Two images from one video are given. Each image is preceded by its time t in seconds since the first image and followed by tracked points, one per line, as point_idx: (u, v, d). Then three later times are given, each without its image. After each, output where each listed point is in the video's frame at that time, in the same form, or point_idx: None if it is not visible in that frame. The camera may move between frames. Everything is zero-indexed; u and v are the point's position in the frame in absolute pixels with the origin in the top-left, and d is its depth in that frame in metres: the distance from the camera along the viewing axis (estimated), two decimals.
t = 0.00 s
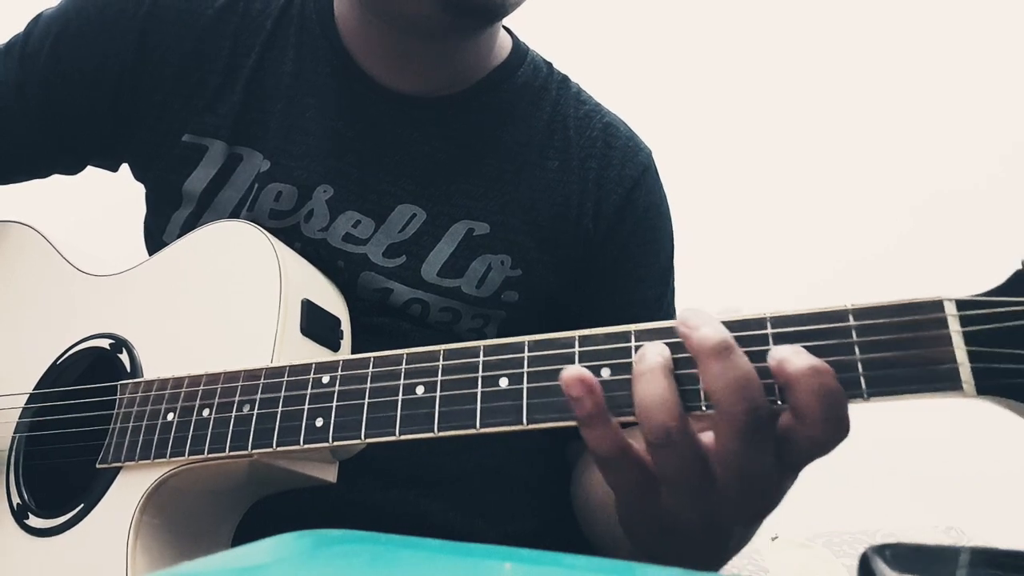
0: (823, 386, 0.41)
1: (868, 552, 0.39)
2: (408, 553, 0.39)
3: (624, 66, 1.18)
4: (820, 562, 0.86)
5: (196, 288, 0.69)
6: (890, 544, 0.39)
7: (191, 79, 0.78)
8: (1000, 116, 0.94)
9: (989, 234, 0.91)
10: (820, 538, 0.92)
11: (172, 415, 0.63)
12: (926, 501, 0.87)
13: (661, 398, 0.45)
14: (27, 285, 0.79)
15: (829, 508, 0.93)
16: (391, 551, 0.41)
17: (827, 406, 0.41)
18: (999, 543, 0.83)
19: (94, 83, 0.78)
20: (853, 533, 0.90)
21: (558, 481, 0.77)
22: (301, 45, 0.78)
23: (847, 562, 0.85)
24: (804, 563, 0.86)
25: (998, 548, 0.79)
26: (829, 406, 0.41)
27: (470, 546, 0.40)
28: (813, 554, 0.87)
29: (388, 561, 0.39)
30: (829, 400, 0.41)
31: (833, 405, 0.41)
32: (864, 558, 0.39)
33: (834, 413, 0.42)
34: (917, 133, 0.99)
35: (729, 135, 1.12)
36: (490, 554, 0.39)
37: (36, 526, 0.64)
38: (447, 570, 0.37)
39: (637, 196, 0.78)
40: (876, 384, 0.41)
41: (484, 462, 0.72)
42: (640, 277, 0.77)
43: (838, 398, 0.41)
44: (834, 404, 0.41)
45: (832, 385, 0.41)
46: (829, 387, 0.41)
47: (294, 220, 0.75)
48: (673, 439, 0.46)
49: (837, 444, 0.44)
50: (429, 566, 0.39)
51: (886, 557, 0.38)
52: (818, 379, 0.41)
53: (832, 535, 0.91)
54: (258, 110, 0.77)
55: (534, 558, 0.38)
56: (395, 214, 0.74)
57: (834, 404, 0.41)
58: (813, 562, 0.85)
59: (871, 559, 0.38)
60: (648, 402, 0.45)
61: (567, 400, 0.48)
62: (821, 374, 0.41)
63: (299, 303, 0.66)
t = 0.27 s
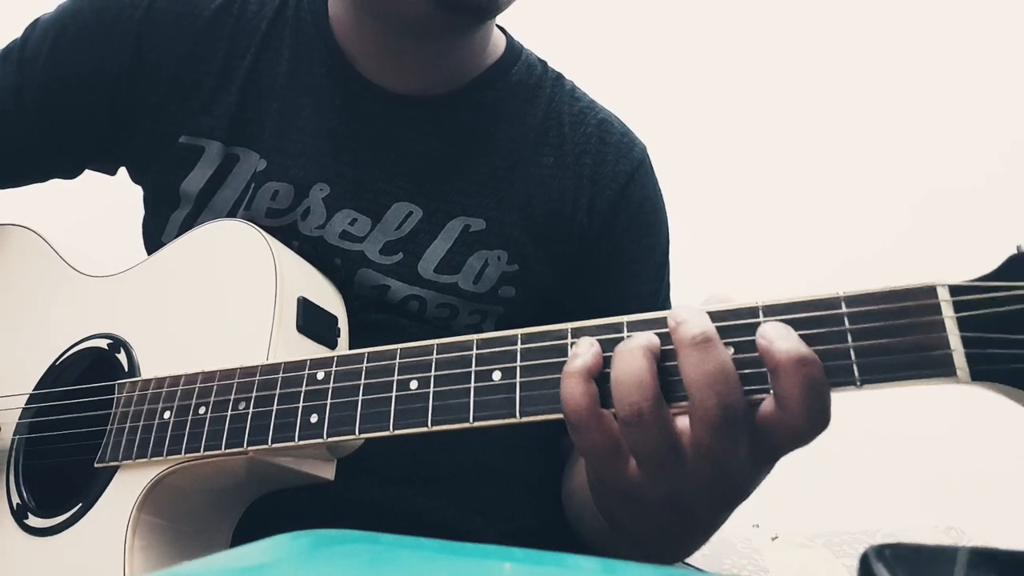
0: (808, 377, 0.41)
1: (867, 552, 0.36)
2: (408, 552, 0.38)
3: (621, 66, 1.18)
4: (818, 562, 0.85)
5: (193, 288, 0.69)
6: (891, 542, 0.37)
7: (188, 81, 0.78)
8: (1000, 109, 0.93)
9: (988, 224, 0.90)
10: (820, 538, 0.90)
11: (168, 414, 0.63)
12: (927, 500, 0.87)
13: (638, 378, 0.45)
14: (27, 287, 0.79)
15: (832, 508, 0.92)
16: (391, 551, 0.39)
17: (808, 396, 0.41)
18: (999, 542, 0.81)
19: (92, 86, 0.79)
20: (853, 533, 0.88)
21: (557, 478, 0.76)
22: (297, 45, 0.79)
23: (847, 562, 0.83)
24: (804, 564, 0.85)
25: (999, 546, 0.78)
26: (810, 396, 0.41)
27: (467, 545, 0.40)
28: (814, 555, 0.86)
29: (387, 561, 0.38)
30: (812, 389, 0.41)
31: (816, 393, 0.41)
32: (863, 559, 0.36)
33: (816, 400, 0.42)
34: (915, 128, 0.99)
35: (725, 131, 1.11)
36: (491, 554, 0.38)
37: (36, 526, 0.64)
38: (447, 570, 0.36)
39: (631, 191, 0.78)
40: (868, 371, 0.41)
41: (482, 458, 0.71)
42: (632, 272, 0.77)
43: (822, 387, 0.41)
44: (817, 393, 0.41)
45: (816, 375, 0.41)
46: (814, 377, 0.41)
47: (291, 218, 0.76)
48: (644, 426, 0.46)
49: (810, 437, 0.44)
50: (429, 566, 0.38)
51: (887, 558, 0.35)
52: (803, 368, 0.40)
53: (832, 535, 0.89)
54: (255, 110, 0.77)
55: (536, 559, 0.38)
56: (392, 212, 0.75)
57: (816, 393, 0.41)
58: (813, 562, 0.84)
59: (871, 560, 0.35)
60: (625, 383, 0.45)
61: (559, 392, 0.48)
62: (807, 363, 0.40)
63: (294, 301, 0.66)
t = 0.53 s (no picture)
0: (807, 368, 0.41)
1: (866, 551, 0.37)
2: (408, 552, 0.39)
3: (618, 65, 1.18)
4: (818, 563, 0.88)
5: (186, 287, 0.69)
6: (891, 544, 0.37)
7: (184, 80, 0.78)
8: (999, 102, 0.93)
9: (982, 218, 0.90)
10: (820, 537, 0.91)
11: (162, 413, 0.63)
12: (925, 499, 0.87)
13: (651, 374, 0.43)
14: (22, 289, 0.79)
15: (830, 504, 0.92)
16: (388, 552, 0.40)
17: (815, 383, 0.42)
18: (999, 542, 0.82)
19: (86, 86, 0.79)
20: (853, 532, 0.89)
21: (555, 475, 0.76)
22: (292, 44, 0.79)
23: (847, 562, 0.86)
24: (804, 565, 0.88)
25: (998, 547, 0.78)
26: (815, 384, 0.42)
27: (467, 544, 0.41)
28: (814, 555, 0.89)
29: (385, 561, 0.39)
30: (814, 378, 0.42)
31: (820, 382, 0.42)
32: (863, 559, 0.36)
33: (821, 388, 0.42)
34: (911, 121, 0.98)
35: (719, 125, 1.11)
36: (489, 555, 0.39)
37: (32, 527, 0.64)
38: (447, 569, 0.37)
39: (627, 186, 0.78)
40: (856, 357, 0.41)
41: (478, 455, 0.71)
42: (628, 267, 0.77)
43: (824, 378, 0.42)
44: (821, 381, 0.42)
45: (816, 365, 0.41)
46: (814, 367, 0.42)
47: (284, 216, 0.76)
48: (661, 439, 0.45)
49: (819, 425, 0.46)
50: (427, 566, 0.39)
51: (887, 558, 0.36)
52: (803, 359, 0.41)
53: (832, 534, 0.90)
54: (250, 108, 0.77)
55: (535, 559, 0.39)
56: (387, 209, 0.74)
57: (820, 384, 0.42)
58: (813, 563, 0.87)
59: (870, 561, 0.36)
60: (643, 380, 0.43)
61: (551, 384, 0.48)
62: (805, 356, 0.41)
63: (287, 299, 0.66)
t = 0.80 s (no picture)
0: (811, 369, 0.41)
1: (866, 551, 0.37)
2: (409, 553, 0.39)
3: (613, 63, 1.17)
4: (818, 563, 0.88)
5: (187, 288, 0.69)
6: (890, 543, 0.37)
7: (182, 80, 0.78)
8: (999, 102, 0.93)
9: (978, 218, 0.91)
10: (820, 537, 0.92)
11: (164, 414, 0.63)
12: (924, 498, 0.88)
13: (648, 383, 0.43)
14: (21, 289, 0.79)
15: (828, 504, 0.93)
16: (389, 551, 0.40)
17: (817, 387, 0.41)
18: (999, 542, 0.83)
19: (85, 86, 0.78)
20: (853, 532, 0.90)
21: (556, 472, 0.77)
22: (290, 44, 0.78)
23: (846, 562, 0.87)
24: (804, 564, 0.89)
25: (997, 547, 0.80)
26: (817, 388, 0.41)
27: (468, 545, 0.41)
28: (814, 555, 0.90)
29: (387, 561, 0.39)
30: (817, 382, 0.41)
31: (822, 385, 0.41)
32: (863, 559, 0.37)
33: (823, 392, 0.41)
34: (909, 127, 0.98)
35: (717, 127, 1.11)
36: (490, 555, 0.39)
37: (33, 528, 0.64)
38: (448, 570, 0.37)
39: (628, 182, 0.78)
40: (858, 359, 0.41)
41: (480, 453, 0.72)
42: (632, 265, 0.78)
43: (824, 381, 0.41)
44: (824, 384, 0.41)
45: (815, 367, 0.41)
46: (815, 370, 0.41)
47: (285, 215, 0.76)
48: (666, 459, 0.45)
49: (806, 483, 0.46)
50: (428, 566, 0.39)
51: (887, 558, 0.36)
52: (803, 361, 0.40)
53: (832, 534, 0.91)
54: (249, 107, 0.77)
55: (535, 559, 0.39)
56: (389, 206, 0.75)
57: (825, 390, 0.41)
58: (813, 563, 0.88)
59: (870, 561, 0.36)
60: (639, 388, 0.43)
61: (555, 385, 0.48)
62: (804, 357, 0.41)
63: (288, 299, 0.66)
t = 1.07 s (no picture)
0: (811, 373, 0.41)
1: (866, 551, 0.37)
2: (410, 552, 0.39)
3: (605, 60, 1.17)
4: (818, 562, 0.89)
5: (189, 288, 0.69)
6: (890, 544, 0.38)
7: (184, 81, 0.78)
8: (997, 107, 0.94)
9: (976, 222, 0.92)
10: (820, 537, 0.92)
11: (166, 414, 0.63)
12: (922, 498, 0.88)
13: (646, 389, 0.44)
14: (23, 289, 0.79)
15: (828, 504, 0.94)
16: (389, 551, 0.41)
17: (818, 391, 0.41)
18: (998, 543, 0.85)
19: (87, 87, 0.79)
20: (853, 533, 0.91)
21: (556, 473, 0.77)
22: (292, 45, 0.79)
23: (847, 562, 0.87)
24: (804, 565, 0.90)
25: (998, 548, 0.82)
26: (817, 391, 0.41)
27: (468, 545, 0.41)
28: (814, 556, 0.91)
29: (387, 561, 0.39)
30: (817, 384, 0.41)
31: (823, 389, 0.41)
32: (863, 559, 0.37)
33: (824, 396, 0.42)
34: (907, 123, 0.99)
35: (718, 128, 1.11)
36: (489, 555, 0.39)
37: (34, 527, 0.64)
38: (448, 570, 0.38)
39: (628, 184, 0.78)
40: (860, 363, 0.41)
41: (481, 454, 0.72)
42: (632, 267, 0.78)
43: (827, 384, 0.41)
44: (825, 388, 0.41)
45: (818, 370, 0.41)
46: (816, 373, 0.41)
47: (286, 216, 0.76)
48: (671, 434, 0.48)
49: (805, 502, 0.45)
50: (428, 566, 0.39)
51: (887, 559, 0.36)
52: (803, 364, 0.41)
53: (831, 534, 0.92)
54: (250, 108, 0.77)
55: (534, 559, 0.39)
56: (389, 208, 0.75)
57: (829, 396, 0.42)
58: (814, 564, 0.89)
59: (870, 560, 0.36)
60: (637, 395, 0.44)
61: (558, 387, 0.49)
62: (805, 360, 0.41)
63: (290, 300, 0.66)
